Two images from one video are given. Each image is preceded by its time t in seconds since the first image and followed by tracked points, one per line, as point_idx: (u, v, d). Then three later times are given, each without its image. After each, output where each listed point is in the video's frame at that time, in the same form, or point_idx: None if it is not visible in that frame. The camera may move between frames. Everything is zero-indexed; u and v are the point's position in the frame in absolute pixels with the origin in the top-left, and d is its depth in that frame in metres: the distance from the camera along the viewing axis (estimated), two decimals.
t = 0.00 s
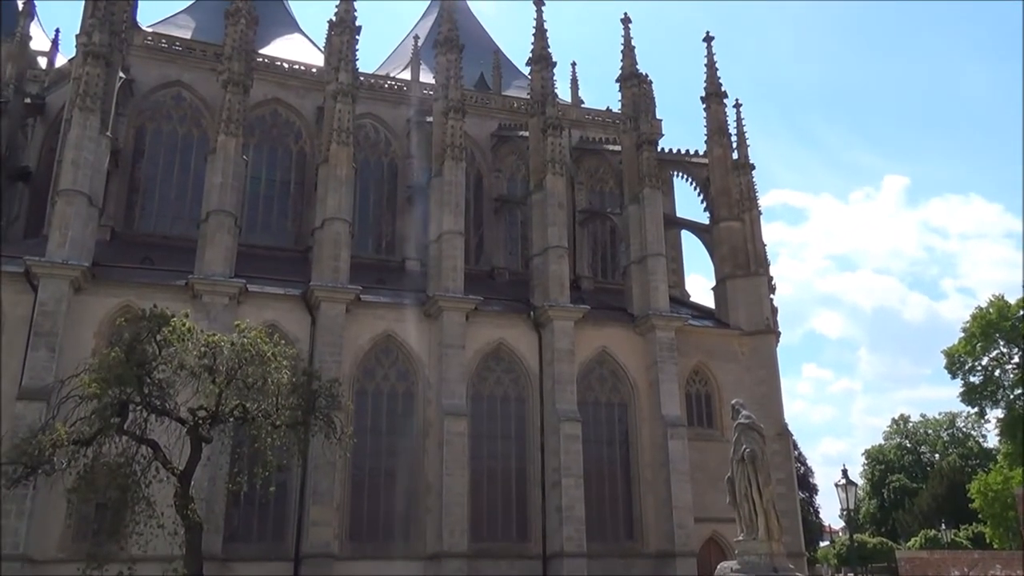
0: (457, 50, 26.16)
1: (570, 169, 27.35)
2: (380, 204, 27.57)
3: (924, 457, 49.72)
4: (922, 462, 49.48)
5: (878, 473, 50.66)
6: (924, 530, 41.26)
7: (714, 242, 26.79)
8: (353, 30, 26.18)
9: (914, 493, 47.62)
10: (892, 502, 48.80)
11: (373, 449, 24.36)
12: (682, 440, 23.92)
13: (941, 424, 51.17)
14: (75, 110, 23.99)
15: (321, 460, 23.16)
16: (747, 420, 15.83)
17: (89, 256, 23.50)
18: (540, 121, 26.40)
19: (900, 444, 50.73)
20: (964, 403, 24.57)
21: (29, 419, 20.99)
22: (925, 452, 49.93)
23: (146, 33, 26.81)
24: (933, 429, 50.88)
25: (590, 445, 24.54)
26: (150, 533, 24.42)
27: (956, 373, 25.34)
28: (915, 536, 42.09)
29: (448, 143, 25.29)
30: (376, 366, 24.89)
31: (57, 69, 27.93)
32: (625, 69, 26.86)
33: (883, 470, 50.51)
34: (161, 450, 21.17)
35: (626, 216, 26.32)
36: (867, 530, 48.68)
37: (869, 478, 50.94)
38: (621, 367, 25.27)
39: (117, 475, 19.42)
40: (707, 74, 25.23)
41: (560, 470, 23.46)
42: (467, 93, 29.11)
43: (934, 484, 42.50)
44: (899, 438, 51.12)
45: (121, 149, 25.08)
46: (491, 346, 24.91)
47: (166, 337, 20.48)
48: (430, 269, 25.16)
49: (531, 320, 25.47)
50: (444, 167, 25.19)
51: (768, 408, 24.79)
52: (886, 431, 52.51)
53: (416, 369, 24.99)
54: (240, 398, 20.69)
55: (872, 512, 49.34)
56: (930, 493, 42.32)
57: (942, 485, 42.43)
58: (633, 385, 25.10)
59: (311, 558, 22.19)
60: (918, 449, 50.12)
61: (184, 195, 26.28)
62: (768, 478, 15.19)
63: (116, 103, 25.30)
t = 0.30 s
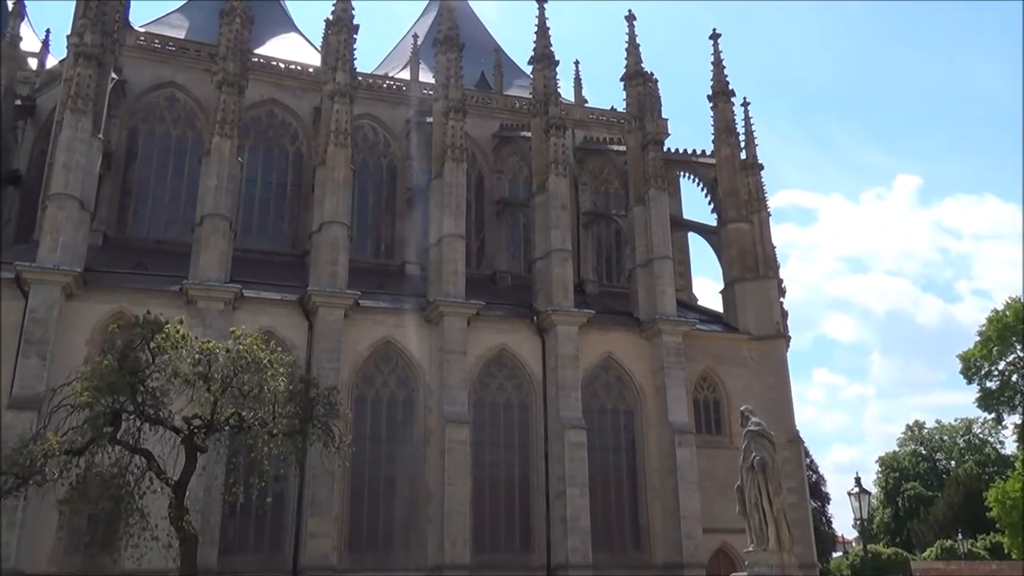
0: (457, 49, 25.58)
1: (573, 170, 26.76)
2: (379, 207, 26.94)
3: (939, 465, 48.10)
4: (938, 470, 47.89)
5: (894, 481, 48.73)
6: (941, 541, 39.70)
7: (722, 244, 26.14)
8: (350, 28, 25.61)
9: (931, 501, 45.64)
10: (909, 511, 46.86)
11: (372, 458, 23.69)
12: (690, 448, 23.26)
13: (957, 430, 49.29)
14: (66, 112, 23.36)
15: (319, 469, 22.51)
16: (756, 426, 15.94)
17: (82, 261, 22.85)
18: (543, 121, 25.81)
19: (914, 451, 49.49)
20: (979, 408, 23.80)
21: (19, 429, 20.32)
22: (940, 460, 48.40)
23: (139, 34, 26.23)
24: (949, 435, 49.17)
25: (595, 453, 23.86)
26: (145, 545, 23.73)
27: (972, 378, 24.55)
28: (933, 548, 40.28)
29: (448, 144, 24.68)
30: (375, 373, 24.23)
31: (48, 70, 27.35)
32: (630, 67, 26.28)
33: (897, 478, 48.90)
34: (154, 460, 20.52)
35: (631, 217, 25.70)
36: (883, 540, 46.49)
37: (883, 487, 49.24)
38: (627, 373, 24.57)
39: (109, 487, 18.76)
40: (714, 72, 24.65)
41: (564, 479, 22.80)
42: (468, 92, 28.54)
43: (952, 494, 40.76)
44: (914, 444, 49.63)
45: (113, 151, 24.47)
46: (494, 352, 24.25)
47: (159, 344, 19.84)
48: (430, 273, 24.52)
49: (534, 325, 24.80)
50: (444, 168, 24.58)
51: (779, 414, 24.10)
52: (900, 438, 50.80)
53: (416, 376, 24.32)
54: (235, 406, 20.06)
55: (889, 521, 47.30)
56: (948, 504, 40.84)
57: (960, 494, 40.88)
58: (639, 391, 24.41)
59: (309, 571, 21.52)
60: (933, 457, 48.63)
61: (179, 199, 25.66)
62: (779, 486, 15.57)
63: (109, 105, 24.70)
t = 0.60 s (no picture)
0: (453, 47, 24.88)
1: (573, 172, 26.09)
2: (372, 211, 26.20)
3: (950, 477, 46.16)
4: (949, 482, 45.88)
5: (902, 493, 46.54)
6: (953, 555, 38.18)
7: (726, 248, 25.45)
8: (344, 26, 24.90)
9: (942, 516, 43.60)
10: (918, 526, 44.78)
11: (364, 470, 22.91)
12: (693, 459, 22.52)
13: (969, 442, 47.11)
14: (49, 111, 22.57)
15: (309, 481, 21.71)
16: (761, 437, 15.99)
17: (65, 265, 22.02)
18: (542, 121, 25.13)
19: (924, 463, 47.25)
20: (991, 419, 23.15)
21: None
22: (950, 472, 46.35)
23: (125, 31, 25.47)
24: (958, 447, 47.06)
25: (594, 465, 23.10)
26: (128, 559, 22.88)
27: (984, 387, 23.88)
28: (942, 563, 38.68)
29: (444, 144, 23.95)
30: (367, 381, 23.46)
31: (31, 68, 26.58)
32: (632, 66, 25.61)
33: (907, 490, 46.71)
34: (139, 471, 19.71)
35: (633, 221, 25.01)
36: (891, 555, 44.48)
37: (892, 500, 46.91)
38: (628, 382, 23.81)
39: (91, 500, 17.96)
40: (718, 71, 23.98)
41: (563, 491, 22.05)
42: (465, 92, 27.84)
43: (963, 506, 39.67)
44: (923, 456, 47.59)
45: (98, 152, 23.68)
46: (490, 360, 23.48)
47: (145, 351, 19.06)
48: (425, 278, 23.77)
49: (532, 332, 24.04)
50: (440, 170, 23.85)
51: (785, 425, 23.37)
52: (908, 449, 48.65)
53: (410, 384, 23.55)
54: (223, 415, 19.27)
55: (897, 536, 45.26)
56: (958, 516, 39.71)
57: (971, 507, 39.81)
58: (640, 401, 23.65)
59: None
60: (943, 469, 46.48)
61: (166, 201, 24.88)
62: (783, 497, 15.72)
63: (93, 104, 23.93)
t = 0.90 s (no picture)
0: (440, 43, 24.26)
1: (561, 172, 25.57)
2: (355, 210, 25.50)
3: (944, 485, 45.20)
4: (943, 491, 44.87)
5: (896, 502, 45.35)
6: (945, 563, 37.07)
7: (718, 252, 24.94)
8: (327, 20, 24.22)
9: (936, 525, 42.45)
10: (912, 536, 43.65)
11: (345, 478, 22.22)
12: (683, 468, 21.96)
13: (963, 451, 46.26)
14: (20, 105, 21.75)
15: (288, 488, 21.00)
16: (752, 446, 15.71)
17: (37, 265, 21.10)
18: (530, 120, 24.58)
19: (919, 472, 46.19)
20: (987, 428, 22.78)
21: None
22: (944, 480, 45.43)
23: (100, 23, 24.69)
24: (954, 455, 46.10)
25: (582, 473, 22.49)
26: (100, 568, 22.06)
27: (979, 395, 23.48)
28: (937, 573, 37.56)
29: (430, 143, 23.31)
30: (349, 386, 22.76)
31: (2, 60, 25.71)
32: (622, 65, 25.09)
33: (902, 499, 45.41)
34: (110, 478, 18.98)
35: (623, 223, 24.48)
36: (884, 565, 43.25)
37: (886, 509, 45.58)
38: (617, 388, 23.19)
39: (60, 508, 17.26)
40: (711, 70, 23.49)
41: (549, 500, 21.44)
42: (451, 89, 27.21)
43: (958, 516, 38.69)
44: (918, 464, 46.49)
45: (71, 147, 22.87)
46: (476, 364, 22.84)
47: (119, 354, 18.31)
48: (409, 280, 23.11)
49: (519, 336, 23.40)
50: (425, 169, 23.20)
51: (777, 432, 22.85)
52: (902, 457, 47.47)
53: (393, 389, 22.87)
54: (199, 420, 18.53)
55: (890, 546, 44.18)
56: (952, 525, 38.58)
57: (965, 516, 38.69)
58: (629, 407, 23.04)
59: None
60: (937, 477, 45.60)
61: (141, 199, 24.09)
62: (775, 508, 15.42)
63: (66, 98, 23.12)
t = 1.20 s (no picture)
0: (423, 35, 23.53)
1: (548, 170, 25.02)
2: (333, 206, 24.69)
3: (935, 498, 42.86)
4: (934, 503, 42.57)
5: (885, 514, 43.30)
6: None
7: (707, 255, 24.35)
8: (307, 9, 23.43)
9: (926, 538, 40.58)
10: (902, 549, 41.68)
11: (319, 484, 21.41)
12: (669, 477, 21.30)
13: (957, 462, 43.80)
14: None
15: (259, 495, 20.18)
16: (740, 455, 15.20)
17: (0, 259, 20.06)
18: (516, 116, 23.94)
19: (909, 483, 43.91)
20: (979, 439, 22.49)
21: None
22: (936, 492, 43.12)
23: (71, 8, 23.79)
24: (945, 467, 43.86)
25: (565, 482, 21.78)
26: None
27: (972, 405, 23.13)
28: None
29: (412, 138, 22.55)
30: (325, 389, 21.96)
31: None
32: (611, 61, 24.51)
33: (891, 511, 43.24)
34: (74, 481, 18.13)
35: (610, 224, 23.85)
36: None
37: (875, 522, 43.35)
38: (602, 394, 22.49)
39: (20, 514, 16.23)
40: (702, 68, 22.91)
41: (531, 509, 20.73)
42: (435, 83, 26.50)
43: (946, 528, 36.07)
44: (908, 475, 44.22)
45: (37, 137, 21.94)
46: (456, 368, 22.09)
47: (84, 353, 17.45)
48: (388, 280, 22.35)
49: (501, 339, 22.67)
50: (406, 165, 22.45)
51: (765, 442, 22.24)
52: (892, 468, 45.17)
53: (370, 393, 22.09)
54: (168, 422, 17.88)
55: (880, 560, 42.16)
56: (942, 539, 35.87)
57: (956, 529, 36.05)
58: (614, 414, 22.35)
59: None
60: (929, 489, 43.25)
61: (110, 192, 23.18)
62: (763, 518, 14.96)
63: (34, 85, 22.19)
